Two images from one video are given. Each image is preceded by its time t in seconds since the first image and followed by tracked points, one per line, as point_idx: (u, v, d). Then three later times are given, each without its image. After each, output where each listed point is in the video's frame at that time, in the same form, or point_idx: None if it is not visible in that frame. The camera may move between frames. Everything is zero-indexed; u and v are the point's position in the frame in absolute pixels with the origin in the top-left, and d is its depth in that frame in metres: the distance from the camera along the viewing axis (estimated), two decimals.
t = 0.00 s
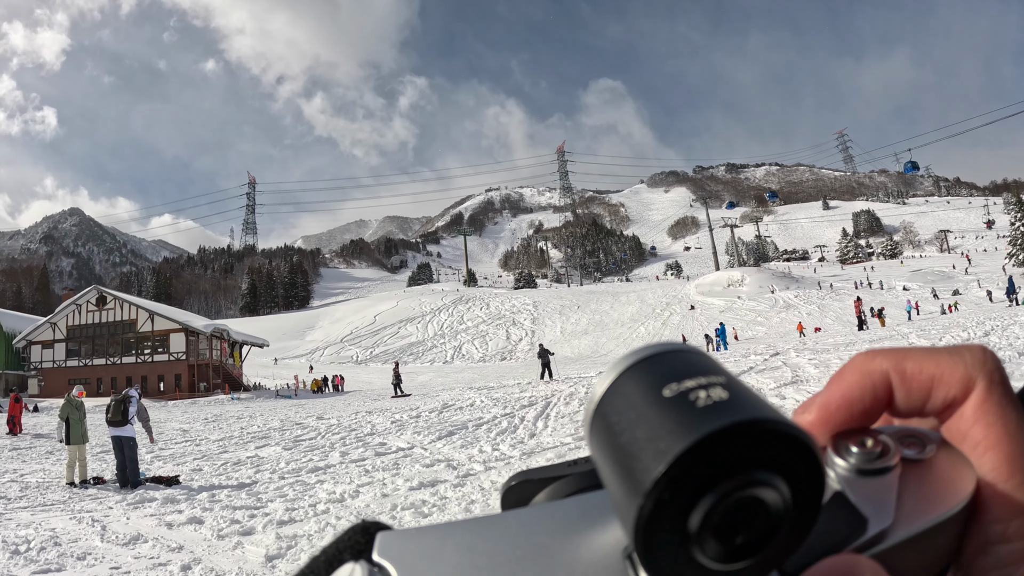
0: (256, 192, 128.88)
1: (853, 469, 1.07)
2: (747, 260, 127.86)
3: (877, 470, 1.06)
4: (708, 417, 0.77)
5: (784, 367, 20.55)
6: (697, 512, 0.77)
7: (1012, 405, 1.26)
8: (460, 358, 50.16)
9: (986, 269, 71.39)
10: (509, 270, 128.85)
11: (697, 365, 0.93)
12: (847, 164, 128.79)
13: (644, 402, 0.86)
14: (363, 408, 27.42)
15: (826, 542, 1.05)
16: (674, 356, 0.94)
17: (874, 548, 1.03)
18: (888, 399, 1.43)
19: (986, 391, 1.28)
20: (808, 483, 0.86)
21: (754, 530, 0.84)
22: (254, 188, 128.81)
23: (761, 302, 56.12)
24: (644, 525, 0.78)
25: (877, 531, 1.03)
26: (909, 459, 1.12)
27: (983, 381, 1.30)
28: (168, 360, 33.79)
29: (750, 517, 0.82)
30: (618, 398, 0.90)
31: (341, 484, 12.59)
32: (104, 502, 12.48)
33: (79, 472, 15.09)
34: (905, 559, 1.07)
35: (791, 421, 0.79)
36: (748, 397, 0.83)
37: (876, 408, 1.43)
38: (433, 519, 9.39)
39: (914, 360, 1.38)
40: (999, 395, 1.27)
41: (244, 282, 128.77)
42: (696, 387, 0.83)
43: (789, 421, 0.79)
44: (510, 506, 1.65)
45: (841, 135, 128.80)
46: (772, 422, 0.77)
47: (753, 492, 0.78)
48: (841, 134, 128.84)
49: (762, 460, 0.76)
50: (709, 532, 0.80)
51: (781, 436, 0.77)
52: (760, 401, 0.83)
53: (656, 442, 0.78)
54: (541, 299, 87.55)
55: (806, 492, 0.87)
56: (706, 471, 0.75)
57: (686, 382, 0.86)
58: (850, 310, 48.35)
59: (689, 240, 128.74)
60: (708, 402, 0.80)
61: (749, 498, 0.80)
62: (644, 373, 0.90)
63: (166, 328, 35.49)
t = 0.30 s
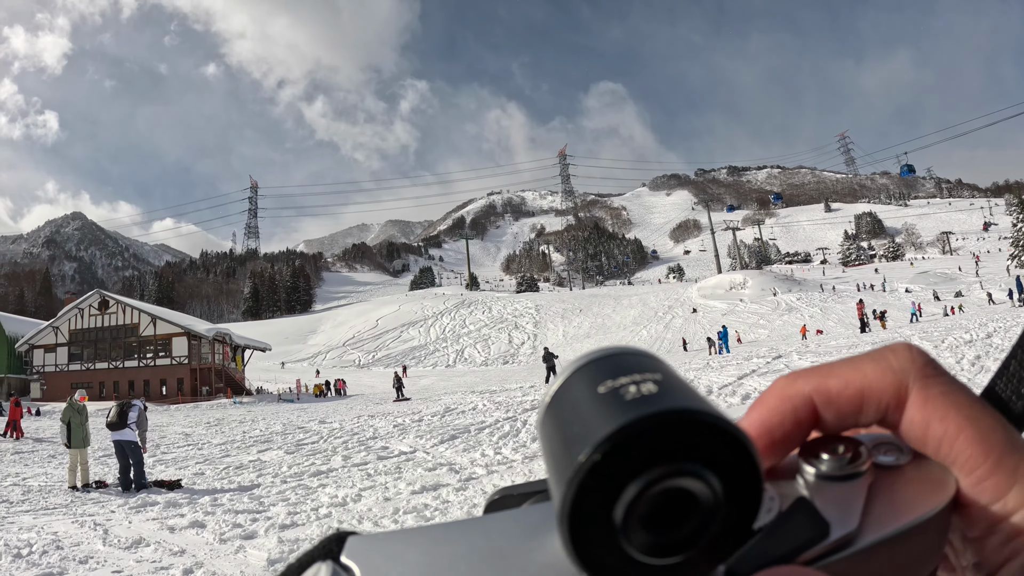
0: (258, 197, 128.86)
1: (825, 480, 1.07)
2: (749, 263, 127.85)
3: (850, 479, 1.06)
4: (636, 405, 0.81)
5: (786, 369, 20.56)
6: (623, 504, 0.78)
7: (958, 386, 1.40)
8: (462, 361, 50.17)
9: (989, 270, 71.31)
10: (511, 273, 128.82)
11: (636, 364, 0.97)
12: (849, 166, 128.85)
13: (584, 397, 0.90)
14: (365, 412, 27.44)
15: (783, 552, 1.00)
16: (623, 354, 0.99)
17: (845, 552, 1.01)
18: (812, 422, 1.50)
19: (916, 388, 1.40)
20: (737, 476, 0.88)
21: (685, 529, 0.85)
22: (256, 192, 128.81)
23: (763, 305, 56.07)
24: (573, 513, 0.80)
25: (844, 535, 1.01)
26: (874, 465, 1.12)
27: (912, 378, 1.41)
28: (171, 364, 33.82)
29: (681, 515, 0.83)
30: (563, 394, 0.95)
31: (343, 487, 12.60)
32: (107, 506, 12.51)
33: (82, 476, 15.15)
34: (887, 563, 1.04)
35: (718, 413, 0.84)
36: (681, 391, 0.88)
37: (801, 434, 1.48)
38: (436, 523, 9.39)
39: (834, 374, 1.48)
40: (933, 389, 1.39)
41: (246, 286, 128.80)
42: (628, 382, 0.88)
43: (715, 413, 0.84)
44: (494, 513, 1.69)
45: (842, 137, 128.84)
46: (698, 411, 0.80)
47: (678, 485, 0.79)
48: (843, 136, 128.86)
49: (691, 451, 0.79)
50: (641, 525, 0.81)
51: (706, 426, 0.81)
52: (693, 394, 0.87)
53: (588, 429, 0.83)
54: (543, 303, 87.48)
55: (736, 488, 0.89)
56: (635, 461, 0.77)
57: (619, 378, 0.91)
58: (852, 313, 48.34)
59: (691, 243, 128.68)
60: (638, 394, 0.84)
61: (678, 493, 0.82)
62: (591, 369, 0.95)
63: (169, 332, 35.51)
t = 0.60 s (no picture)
0: (262, 201, 128.82)
1: (793, 500, 1.18)
2: (754, 265, 127.65)
3: (816, 501, 1.15)
4: (588, 416, 0.85)
5: (791, 371, 20.55)
6: (568, 515, 0.80)
7: (918, 403, 1.42)
8: (466, 365, 50.18)
9: (994, 271, 71.22)
10: (515, 276, 128.80)
11: (599, 378, 1.02)
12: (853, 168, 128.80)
13: (543, 408, 0.95)
14: (370, 416, 27.49)
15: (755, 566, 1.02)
16: (585, 367, 1.05)
17: (817, 569, 1.03)
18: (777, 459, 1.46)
19: (877, 418, 1.41)
20: (694, 490, 0.90)
21: (638, 548, 0.86)
22: (260, 196, 128.79)
23: (767, 308, 56.00)
24: (520, 522, 0.83)
25: (812, 553, 1.04)
26: (835, 492, 1.18)
27: (870, 405, 1.43)
28: (176, 368, 33.92)
29: (636, 529, 0.86)
30: (525, 405, 1.00)
31: (347, 491, 12.64)
32: (111, 510, 12.59)
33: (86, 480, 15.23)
34: None
35: (675, 427, 0.87)
36: (636, 404, 0.93)
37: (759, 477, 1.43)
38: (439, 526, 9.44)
39: (787, 419, 1.46)
40: (895, 410, 1.41)
41: (250, 290, 128.84)
42: (583, 395, 0.93)
43: (670, 427, 0.87)
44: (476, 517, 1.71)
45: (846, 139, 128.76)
46: (652, 424, 0.83)
47: (630, 500, 0.81)
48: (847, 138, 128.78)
49: (642, 464, 0.81)
50: (592, 536, 0.83)
51: (663, 442, 0.83)
52: (648, 410, 0.92)
53: (540, 443, 0.86)
54: (547, 306, 87.40)
55: (693, 508, 0.91)
56: (583, 470, 0.80)
57: (575, 391, 0.96)
58: (857, 314, 48.28)
59: (695, 245, 128.54)
60: (591, 407, 0.89)
61: (631, 509, 0.84)
62: (552, 380, 1.01)
63: (173, 336, 35.62)
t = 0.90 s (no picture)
0: (268, 204, 128.82)
1: (806, 489, 1.21)
2: (759, 267, 127.58)
3: (827, 491, 1.19)
4: (605, 393, 0.89)
5: (796, 373, 20.49)
6: (587, 493, 0.84)
7: (932, 390, 1.43)
8: (471, 367, 50.20)
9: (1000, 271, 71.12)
10: (520, 279, 128.79)
11: (611, 355, 1.07)
12: (858, 169, 128.79)
13: (556, 387, 1.00)
14: (375, 419, 27.58)
15: (766, 554, 1.06)
16: (598, 345, 1.10)
17: (822, 560, 1.07)
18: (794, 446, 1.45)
19: (891, 409, 1.42)
20: (711, 474, 0.93)
21: (649, 532, 0.90)
22: (265, 200, 128.81)
23: (773, 309, 55.87)
24: (537, 498, 0.86)
25: (824, 542, 1.07)
26: (844, 480, 1.22)
27: (883, 394, 1.44)
28: (181, 371, 34.02)
29: (650, 515, 0.89)
30: (538, 383, 1.05)
31: (353, 494, 12.71)
32: (116, 513, 12.69)
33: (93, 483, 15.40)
34: (874, 569, 1.11)
35: (689, 403, 0.90)
36: (652, 379, 0.97)
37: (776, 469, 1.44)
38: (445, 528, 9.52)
39: (798, 409, 1.48)
40: (905, 400, 1.43)
41: (256, 293, 128.89)
42: (600, 370, 0.97)
43: (684, 403, 0.91)
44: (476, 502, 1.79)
45: (851, 140, 128.80)
46: (667, 401, 0.85)
47: (643, 482, 0.84)
48: (852, 139, 128.78)
49: (658, 442, 0.85)
50: (609, 519, 0.86)
51: (676, 421, 0.87)
52: (660, 385, 0.96)
53: (558, 418, 0.90)
54: (553, 309, 87.36)
55: (709, 488, 0.94)
56: (603, 447, 0.83)
57: (590, 367, 1.00)
58: (863, 315, 48.09)
59: (701, 247, 128.44)
60: (608, 381, 0.93)
61: (649, 489, 0.86)
62: (566, 358, 1.06)
63: (179, 339, 35.78)
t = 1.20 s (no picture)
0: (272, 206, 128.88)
1: (815, 496, 1.19)
2: (764, 268, 127.59)
3: (834, 497, 1.18)
4: (611, 403, 0.89)
5: (801, 374, 20.48)
6: (596, 505, 0.82)
7: (945, 393, 1.36)
8: (476, 369, 50.29)
9: (1005, 271, 71.02)
10: (525, 281, 128.82)
11: (619, 362, 1.06)
12: (862, 169, 128.79)
13: (564, 396, 0.99)
14: (380, 420, 27.68)
15: (778, 561, 1.04)
16: (605, 353, 1.10)
17: (833, 566, 1.05)
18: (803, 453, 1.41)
19: (901, 412, 1.36)
20: (719, 483, 0.90)
21: (660, 542, 0.89)
22: (270, 202, 128.83)
23: (778, 310, 55.83)
24: (544, 513, 0.84)
25: (831, 549, 1.06)
26: (853, 485, 1.20)
27: (895, 396, 1.38)
28: (187, 373, 34.22)
29: (660, 524, 0.87)
30: (544, 392, 1.04)
31: (358, 496, 12.79)
32: (122, 514, 12.82)
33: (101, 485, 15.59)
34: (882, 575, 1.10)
35: (696, 413, 0.89)
36: (658, 389, 0.96)
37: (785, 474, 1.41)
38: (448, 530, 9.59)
39: (807, 414, 1.43)
40: (920, 403, 1.37)
41: (260, 295, 128.89)
42: (608, 380, 0.97)
43: (694, 412, 0.89)
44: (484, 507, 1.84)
45: (855, 141, 128.81)
46: (677, 413, 0.83)
47: (651, 492, 0.82)
48: (856, 140, 128.81)
49: (668, 453, 0.83)
50: (614, 530, 0.85)
51: (683, 431, 0.84)
52: (669, 395, 0.94)
53: (565, 430, 0.89)
54: (557, 310, 87.38)
55: (717, 498, 0.92)
56: (612, 460, 0.81)
57: (599, 377, 1.00)
58: (868, 316, 48.01)
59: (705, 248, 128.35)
60: (616, 393, 0.92)
61: (657, 499, 0.85)
62: (572, 368, 1.05)
63: (184, 341, 35.96)
